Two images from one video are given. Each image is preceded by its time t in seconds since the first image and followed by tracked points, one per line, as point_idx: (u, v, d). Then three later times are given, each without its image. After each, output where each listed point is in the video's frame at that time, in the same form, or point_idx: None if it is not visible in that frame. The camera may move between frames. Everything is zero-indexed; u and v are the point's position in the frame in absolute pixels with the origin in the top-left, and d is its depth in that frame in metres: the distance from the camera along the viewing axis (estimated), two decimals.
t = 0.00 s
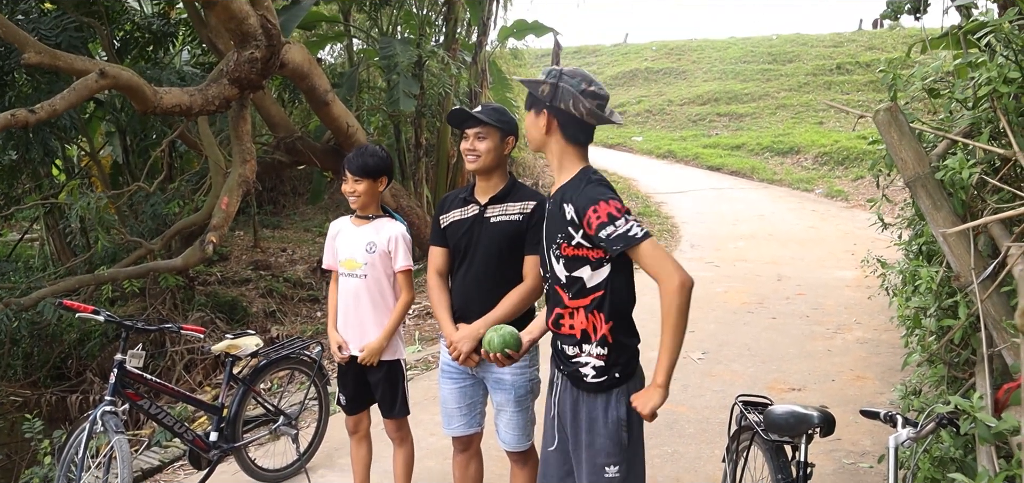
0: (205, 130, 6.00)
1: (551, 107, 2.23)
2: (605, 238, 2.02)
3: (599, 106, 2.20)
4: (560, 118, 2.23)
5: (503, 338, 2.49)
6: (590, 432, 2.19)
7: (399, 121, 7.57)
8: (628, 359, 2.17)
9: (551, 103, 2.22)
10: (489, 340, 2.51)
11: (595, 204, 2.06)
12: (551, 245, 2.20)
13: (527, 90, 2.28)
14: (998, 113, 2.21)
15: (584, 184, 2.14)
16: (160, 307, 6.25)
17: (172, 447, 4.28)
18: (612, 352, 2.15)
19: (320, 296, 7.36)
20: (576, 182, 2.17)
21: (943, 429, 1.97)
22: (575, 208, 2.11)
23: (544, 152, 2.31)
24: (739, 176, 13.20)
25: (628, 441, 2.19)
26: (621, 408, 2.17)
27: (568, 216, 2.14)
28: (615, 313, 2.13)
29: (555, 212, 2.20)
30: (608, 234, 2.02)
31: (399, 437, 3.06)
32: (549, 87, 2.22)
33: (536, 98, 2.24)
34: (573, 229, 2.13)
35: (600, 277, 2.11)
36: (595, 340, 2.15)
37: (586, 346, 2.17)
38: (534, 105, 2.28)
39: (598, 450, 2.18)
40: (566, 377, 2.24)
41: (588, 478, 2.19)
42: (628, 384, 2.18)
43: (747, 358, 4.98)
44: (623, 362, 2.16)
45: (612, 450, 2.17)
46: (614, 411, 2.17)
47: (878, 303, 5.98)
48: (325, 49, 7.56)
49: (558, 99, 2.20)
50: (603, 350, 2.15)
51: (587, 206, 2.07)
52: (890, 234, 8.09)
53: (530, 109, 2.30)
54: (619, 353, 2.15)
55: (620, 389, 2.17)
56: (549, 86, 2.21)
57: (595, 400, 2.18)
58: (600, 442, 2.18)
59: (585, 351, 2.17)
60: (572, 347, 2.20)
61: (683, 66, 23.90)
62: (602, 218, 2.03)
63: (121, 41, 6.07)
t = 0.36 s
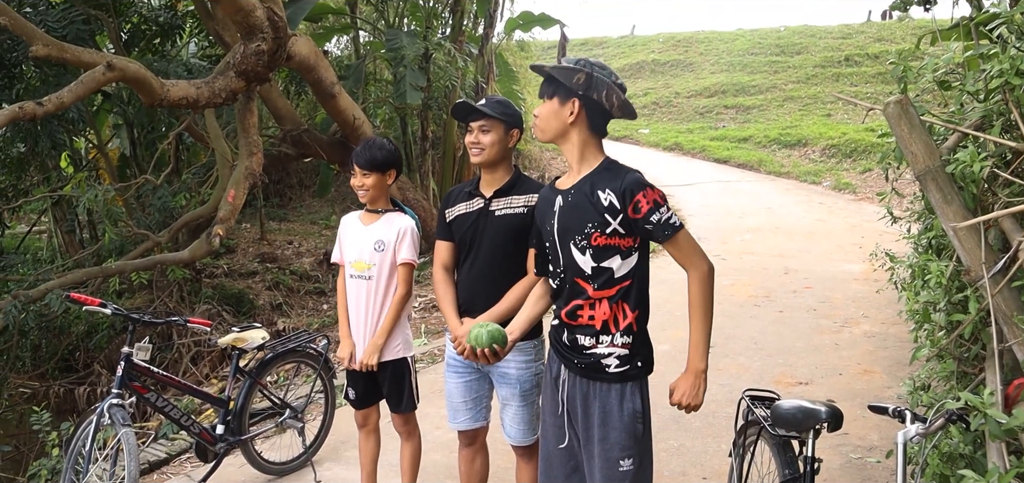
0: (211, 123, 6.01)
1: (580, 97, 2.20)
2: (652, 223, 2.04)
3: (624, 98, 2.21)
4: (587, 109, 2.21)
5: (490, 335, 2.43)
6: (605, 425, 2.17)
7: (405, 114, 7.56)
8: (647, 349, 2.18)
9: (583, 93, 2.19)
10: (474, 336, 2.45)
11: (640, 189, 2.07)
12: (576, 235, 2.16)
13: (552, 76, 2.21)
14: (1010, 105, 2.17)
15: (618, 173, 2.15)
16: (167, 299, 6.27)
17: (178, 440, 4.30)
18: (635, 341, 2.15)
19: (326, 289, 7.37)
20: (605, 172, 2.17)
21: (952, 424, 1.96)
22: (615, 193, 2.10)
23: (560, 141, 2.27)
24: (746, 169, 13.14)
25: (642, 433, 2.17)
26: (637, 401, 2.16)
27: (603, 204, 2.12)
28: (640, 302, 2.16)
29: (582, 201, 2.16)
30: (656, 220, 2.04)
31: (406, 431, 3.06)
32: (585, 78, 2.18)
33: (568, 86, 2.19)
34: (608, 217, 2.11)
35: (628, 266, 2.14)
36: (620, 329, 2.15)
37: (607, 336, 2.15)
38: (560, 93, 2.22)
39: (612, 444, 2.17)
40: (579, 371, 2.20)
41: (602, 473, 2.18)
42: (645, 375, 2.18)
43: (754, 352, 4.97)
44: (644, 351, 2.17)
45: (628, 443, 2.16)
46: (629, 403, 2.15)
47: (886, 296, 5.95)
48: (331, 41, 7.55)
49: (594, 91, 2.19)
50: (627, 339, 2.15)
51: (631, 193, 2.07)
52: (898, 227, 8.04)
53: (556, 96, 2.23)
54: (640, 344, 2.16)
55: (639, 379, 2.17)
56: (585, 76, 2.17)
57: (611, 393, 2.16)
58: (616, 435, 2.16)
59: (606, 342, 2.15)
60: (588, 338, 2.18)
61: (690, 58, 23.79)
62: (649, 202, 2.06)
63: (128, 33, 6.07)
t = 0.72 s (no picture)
0: (215, 123, 6.01)
1: (613, 96, 2.27)
2: (669, 211, 2.10)
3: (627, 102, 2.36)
4: (614, 108, 2.29)
5: (486, 341, 2.41)
6: (619, 423, 2.16)
7: (409, 114, 7.56)
8: (657, 345, 2.20)
9: (615, 91, 2.27)
10: (471, 341, 2.43)
11: (657, 179, 2.13)
12: (589, 229, 2.17)
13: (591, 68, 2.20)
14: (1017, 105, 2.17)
15: (630, 167, 2.20)
16: (171, 299, 6.27)
17: (182, 439, 4.31)
18: (648, 335, 2.16)
19: (329, 289, 7.38)
20: (617, 165, 2.21)
21: (959, 426, 1.95)
22: (632, 184, 2.14)
23: (586, 135, 2.25)
24: (749, 170, 13.13)
25: (654, 429, 2.18)
26: (649, 398, 2.17)
27: (620, 195, 2.15)
28: (651, 296, 2.18)
29: (597, 194, 2.18)
30: (672, 208, 2.10)
31: (410, 431, 3.05)
32: (618, 76, 2.25)
33: (609, 82, 2.24)
34: (624, 208, 2.14)
35: (641, 259, 2.15)
36: (633, 323, 2.15)
37: (621, 331, 2.15)
38: (597, 86, 2.23)
39: (626, 442, 2.17)
40: (592, 369, 2.18)
41: (616, 472, 2.17)
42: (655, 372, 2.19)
43: (757, 352, 4.96)
44: (655, 347, 2.19)
45: (641, 440, 2.16)
46: (642, 400, 2.16)
47: (890, 297, 5.94)
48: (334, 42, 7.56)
49: (621, 91, 2.29)
50: (640, 333, 2.15)
51: (648, 182, 2.13)
52: (902, 228, 8.03)
53: (591, 90, 2.23)
54: (651, 338, 2.18)
55: (650, 375, 2.18)
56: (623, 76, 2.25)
57: (624, 390, 2.16)
58: (629, 433, 2.16)
59: (620, 337, 2.15)
60: (601, 334, 2.16)
61: (693, 59, 23.77)
62: (665, 192, 2.12)
63: (132, 33, 6.08)
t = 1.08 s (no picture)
0: (228, 121, 6.04)
1: (632, 93, 2.27)
2: (686, 211, 2.11)
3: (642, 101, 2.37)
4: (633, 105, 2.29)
5: (504, 346, 2.41)
6: (635, 422, 2.16)
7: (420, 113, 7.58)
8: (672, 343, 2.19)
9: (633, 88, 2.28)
10: (490, 348, 2.43)
11: (675, 178, 2.13)
12: (607, 227, 2.16)
13: (613, 64, 2.20)
14: None
15: (647, 165, 2.19)
16: (183, 297, 6.31)
17: (195, 437, 4.33)
18: (664, 333, 2.16)
19: (341, 288, 7.41)
20: (633, 163, 2.21)
21: (976, 426, 1.94)
22: (651, 182, 2.13)
23: (608, 131, 2.24)
24: (761, 169, 13.08)
25: (670, 427, 2.18)
26: (665, 395, 2.17)
27: (638, 193, 2.14)
28: (667, 295, 2.18)
29: (614, 193, 2.18)
30: (688, 208, 2.11)
31: (422, 430, 3.06)
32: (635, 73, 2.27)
33: (628, 78, 2.23)
34: (642, 206, 2.13)
35: (657, 258, 2.15)
36: (650, 321, 2.15)
37: (637, 330, 2.15)
38: (618, 83, 2.23)
39: (643, 440, 2.17)
40: (607, 367, 2.19)
41: (633, 470, 2.17)
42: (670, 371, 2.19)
43: (770, 352, 4.95)
44: (671, 345, 2.19)
45: (657, 439, 2.16)
46: (658, 398, 2.16)
47: (904, 298, 5.90)
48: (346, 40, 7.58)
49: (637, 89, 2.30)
50: (656, 331, 2.15)
51: (667, 181, 2.12)
52: (916, 228, 7.98)
53: (613, 87, 2.23)
54: (667, 337, 2.18)
55: (666, 373, 2.18)
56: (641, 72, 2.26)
57: (640, 388, 2.16)
58: (646, 431, 2.16)
59: (636, 336, 2.15)
60: (618, 333, 2.16)
61: (705, 58, 23.69)
62: (682, 192, 2.12)
63: (145, 33, 6.12)
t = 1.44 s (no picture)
0: (240, 124, 6.07)
1: (634, 99, 2.19)
2: (700, 223, 2.08)
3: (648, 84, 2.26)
4: (641, 108, 2.22)
5: (531, 324, 2.46)
6: (643, 425, 2.15)
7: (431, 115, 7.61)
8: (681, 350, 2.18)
9: (631, 94, 2.18)
10: (515, 325, 2.48)
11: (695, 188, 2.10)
12: (622, 230, 2.16)
13: (604, 93, 2.13)
14: None
15: (666, 171, 2.17)
16: (195, 299, 6.34)
17: (206, 438, 4.35)
18: (673, 340, 2.15)
19: (351, 290, 7.43)
20: (652, 170, 2.19)
21: (991, 432, 1.92)
22: (669, 189, 2.11)
23: (627, 150, 2.22)
24: (772, 172, 13.03)
25: (678, 430, 2.17)
26: (673, 399, 2.15)
27: (656, 199, 2.12)
28: (678, 302, 2.17)
29: (631, 198, 2.17)
30: (702, 220, 2.08)
31: (433, 432, 3.06)
32: (626, 80, 2.15)
33: (623, 93, 2.15)
34: (659, 212, 2.12)
35: (670, 265, 2.14)
36: (660, 327, 2.14)
37: (646, 334, 2.14)
38: (616, 105, 2.16)
39: (650, 443, 2.15)
40: (616, 370, 2.19)
41: (640, 473, 2.16)
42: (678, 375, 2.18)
43: (781, 356, 4.92)
44: (679, 351, 2.18)
45: (665, 442, 2.15)
46: (667, 401, 2.15)
47: (916, 301, 5.86)
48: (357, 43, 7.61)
49: (637, 91, 2.19)
50: (666, 336, 2.14)
51: (686, 189, 2.10)
52: (928, 231, 7.92)
53: (610, 112, 2.17)
54: (676, 343, 2.17)
55: (674, 379, 2.17)
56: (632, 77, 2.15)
57: (648, 391, 2.15)
58: (653, 434, 2.15)
59: (645, 340, 2.14)
60: (626, 336, 2.16)
61: (715, 60, 23.62)
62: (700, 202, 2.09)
63: (158, 35, 6.16)
